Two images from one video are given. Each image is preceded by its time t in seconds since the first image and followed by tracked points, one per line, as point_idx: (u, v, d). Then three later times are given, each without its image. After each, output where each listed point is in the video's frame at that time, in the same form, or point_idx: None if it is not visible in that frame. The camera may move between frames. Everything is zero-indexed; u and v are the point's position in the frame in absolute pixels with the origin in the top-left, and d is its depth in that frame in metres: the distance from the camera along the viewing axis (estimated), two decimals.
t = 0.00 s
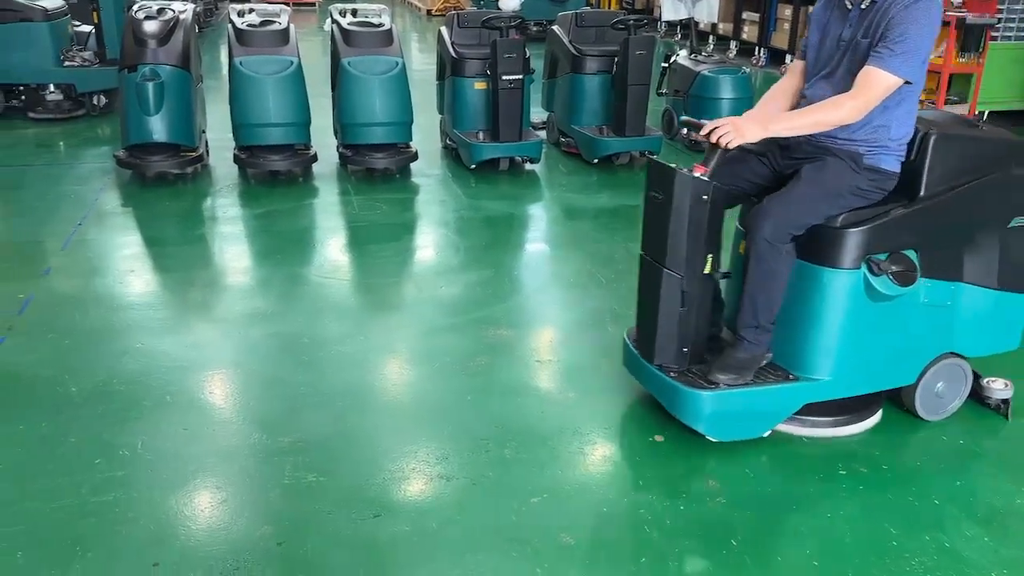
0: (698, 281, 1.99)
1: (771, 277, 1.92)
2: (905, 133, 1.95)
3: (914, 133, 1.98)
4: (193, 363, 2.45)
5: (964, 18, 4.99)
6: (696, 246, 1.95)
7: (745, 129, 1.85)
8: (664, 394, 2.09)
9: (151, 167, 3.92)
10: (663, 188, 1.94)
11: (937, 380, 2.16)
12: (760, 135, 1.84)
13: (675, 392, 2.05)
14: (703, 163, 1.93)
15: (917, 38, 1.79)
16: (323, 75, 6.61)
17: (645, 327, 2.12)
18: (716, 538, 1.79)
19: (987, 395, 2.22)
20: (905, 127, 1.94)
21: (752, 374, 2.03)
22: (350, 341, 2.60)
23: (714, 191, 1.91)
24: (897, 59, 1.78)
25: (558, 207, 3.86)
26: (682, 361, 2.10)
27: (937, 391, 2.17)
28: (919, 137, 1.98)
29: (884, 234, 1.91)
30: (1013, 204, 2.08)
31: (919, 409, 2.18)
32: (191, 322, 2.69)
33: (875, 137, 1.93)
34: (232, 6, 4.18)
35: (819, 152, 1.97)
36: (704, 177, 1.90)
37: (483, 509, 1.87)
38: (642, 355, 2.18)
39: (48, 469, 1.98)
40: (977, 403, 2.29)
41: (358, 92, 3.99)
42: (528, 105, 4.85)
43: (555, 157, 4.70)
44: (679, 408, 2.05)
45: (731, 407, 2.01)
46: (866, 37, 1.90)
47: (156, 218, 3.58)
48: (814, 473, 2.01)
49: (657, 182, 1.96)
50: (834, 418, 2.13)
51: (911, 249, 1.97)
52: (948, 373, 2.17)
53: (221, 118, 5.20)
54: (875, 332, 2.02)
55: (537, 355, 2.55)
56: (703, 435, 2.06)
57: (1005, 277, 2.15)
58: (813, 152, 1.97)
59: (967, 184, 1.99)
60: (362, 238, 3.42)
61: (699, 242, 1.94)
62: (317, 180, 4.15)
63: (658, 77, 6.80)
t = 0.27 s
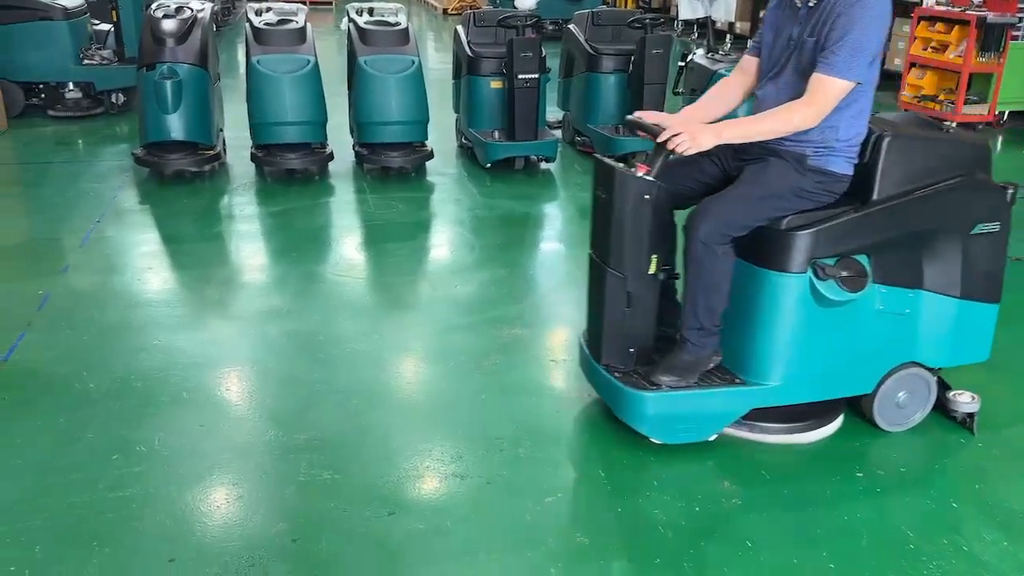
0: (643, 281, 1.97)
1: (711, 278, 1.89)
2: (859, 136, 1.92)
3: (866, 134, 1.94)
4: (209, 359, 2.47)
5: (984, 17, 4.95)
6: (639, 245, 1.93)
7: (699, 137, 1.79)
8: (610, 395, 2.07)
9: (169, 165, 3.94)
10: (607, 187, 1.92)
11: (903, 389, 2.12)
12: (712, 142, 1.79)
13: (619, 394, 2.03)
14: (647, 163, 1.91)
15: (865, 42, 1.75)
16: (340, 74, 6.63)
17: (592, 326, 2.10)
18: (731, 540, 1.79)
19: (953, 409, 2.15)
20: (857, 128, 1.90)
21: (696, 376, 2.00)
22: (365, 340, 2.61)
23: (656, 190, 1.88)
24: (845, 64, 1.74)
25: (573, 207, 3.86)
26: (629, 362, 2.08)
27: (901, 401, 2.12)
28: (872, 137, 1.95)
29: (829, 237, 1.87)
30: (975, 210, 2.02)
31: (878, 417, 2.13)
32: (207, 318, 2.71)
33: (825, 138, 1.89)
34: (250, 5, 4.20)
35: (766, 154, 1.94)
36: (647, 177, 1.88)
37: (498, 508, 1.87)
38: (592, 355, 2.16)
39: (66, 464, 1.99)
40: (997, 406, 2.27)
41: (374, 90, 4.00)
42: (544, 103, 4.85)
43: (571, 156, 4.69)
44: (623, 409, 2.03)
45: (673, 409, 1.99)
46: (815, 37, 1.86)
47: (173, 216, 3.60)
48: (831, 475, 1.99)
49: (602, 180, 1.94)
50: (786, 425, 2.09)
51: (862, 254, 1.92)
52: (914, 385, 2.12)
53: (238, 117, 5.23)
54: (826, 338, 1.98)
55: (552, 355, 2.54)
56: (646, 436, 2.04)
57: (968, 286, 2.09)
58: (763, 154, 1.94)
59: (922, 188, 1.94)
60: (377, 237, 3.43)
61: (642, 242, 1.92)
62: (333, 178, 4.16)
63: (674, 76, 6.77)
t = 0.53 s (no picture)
0: (584, 283, 1.94)
1: (647, 281, 1.88)
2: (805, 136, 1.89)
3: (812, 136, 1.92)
4: (227, 356, 2.48)
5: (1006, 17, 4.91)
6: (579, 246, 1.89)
7: (642, 144, 1.76)
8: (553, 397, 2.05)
9: (187, 163, 3.97)
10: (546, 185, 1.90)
11: (857, 398, 2.07)
12: (656, 149, 1.76)
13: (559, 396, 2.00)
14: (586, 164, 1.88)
15: (803, 42, 1.72)
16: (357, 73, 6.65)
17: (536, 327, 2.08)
18: (747, 541, 1.78)
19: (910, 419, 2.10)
20: (803, 129, 1.88)
21: (637, 379, 1.98)
22: (381, 338, 2.62)
23: (595, 191, 1.85)
24: (785, 66, 1.72)
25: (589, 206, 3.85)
26: (571, 362, 2.05)
27: (853, 409, 2.08)
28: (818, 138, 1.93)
29: (772, 241, 1.82)
30: (932, 215, 1.92)
31: (828, 423, 2.08)
32: (225, 316, 2.73)
33: (766, 140, 1.87)
34: (268, 4, 4.22)
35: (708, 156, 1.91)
36: (585, 177, 1.85)
37: (512, 507, 1.87)
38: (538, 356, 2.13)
39: (86, 459, 2.01)
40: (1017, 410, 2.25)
41: (391, 89, 4.01)
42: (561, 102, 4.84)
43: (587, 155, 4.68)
44: (564, 411, 2.01)
45: (612, 413, 1.96)
46: (755, 37, 1.82)
47: (191, 213, 3.62)
48: (848, 477, 1.98)
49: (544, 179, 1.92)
50: (731, 430, 2.07)
51: (806, 258, 1.88)
52: (869, 395, 2.08)
53: (256, 115, 5.26)
54: (768, 343, 1.94)
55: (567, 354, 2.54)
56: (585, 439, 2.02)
57: (925, 293, 2.01)
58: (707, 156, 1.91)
59: (871, 191, 1.87)
60: (393, 235, 3.44)
61: (581, 243, 1.89)
62: (350, 177, 4.17)
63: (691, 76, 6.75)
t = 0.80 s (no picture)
0: (523, 285, 1.94)
1: (581, 282, 1.86)
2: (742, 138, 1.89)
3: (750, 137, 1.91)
4: (245, 353, 2.50)
5: None
6: (516, 248, 1.89)
7: (580, 146, 1.75)
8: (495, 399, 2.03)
9: (207, 161, 4.00)
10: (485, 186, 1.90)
11: (805, 403, 2.04)
12: (593, 151, 1.75)
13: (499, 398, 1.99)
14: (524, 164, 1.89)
15: (735, 43, 1.72)
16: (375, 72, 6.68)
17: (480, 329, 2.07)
18: (763, 542, 1.77)
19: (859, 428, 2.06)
20: (739, 130, 1.89)
21: (576, 382, 1.97)
22: (398, 335, 2.63)
23: (531, 191, 1.85)
24: (717, 67, 1.71)
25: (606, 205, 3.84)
26: (511, 364, 2.03)
27: (801, 415, 2.05)
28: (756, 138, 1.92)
29: (707, 244, 1.82)
30: (877, 218, 1.89)
31: (774, 429, 2.05)
32: (243, 312, 2.75)
33: (701, 142, 1.88)
34: (288, 3, 4.25)
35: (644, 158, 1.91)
36: (521, 177, 1.85)
37: (528, 505, 1.88)
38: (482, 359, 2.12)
39: (106, 454, 2.03)
40: None
41: (409, 88, 4.02)
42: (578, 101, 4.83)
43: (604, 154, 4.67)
44: (504, 414, 1.99)
45: (549, 415, 1.95)
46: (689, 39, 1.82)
47: (211, 211, 3.65)
48: (866, 479, 1.97)
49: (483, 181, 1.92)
50: (677, 435, 2.04)
51: (744, 261, 1.87)
52: (817, 401, 2.04)
53: (274, 114, 5.29)
54: (707, 346, 1.93)
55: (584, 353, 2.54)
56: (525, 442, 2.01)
57: (871, 298, 1.98)
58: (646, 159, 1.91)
59: (811, 193, 1.85)
60: (410, 233, 3.45)
61: (518, 244, 1.88)
62: (367, 175, 4.19)
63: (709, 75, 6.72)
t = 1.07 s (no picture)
0: (461, 286, 1.90)
1: (514, 285, 1.83)
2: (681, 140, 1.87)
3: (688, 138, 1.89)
4: (263, 350, 2.52)
5: None
6: (453, 248, 1.86)
7: (517, 149, 1.72)
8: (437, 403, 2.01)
9: (227, 159, 4.03)
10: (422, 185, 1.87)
11: (750, 409, 2.01)
12: (530, 154, 1.72)
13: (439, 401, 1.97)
14: (460, 165, 1.86)
15: (665, 42, 1.68)
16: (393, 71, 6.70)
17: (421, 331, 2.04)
18: (781, 543, 1.76)
19: (805, 435, 2.03)
20: (675, 131, 1.86)
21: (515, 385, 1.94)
22: (414, 334, 2.63)
23: (467, 192, 1.82)
24: (648, 68, 1.68)
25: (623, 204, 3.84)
26: (451, 367, 2.00)
27: (746, 420, 2.02)
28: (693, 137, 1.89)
29: (642, 247, 1.80)
30: (819, 221, 1.86)
31: (717, 432, 2.02)
32: (262, 309, 2.77)
33: (636, 143, 1.84)
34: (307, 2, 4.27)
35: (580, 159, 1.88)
36: (459, 178, 1.81)
37: (544, 504, 1.88)
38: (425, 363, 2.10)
39: (126, 448, 2.05)
40: None
41: (427, 87, 4.02)
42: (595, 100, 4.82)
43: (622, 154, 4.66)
44: (443, 417, 1.97)
45: (486, 418, 1.93)
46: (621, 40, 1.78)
47: (230, 209, 3.67)
48: (885, 481, 1.96)
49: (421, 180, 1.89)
50: (624, 440, 2.01)
51: (682, 265, 1.85)
52: (762, 408, 2.01)
53: (293, 112, 5.32)
54: (645, 350, 1.90)
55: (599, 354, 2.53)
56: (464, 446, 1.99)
57: (815, 303, 1.94)
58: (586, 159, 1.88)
59: (749, 196, 1.82)
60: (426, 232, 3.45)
61: (455, 244, 1.86)
62: (385, 174, 4.21)
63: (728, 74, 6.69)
